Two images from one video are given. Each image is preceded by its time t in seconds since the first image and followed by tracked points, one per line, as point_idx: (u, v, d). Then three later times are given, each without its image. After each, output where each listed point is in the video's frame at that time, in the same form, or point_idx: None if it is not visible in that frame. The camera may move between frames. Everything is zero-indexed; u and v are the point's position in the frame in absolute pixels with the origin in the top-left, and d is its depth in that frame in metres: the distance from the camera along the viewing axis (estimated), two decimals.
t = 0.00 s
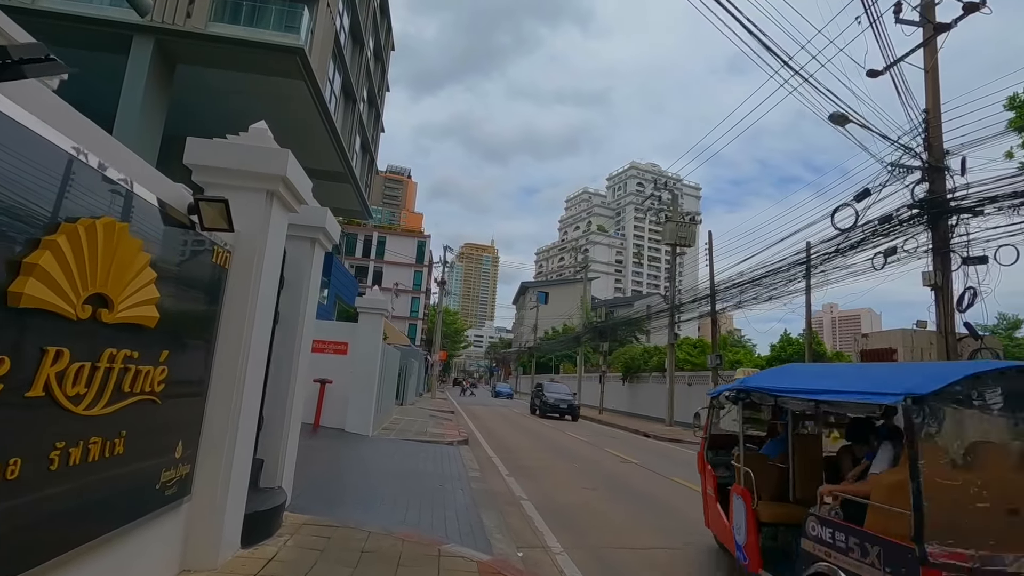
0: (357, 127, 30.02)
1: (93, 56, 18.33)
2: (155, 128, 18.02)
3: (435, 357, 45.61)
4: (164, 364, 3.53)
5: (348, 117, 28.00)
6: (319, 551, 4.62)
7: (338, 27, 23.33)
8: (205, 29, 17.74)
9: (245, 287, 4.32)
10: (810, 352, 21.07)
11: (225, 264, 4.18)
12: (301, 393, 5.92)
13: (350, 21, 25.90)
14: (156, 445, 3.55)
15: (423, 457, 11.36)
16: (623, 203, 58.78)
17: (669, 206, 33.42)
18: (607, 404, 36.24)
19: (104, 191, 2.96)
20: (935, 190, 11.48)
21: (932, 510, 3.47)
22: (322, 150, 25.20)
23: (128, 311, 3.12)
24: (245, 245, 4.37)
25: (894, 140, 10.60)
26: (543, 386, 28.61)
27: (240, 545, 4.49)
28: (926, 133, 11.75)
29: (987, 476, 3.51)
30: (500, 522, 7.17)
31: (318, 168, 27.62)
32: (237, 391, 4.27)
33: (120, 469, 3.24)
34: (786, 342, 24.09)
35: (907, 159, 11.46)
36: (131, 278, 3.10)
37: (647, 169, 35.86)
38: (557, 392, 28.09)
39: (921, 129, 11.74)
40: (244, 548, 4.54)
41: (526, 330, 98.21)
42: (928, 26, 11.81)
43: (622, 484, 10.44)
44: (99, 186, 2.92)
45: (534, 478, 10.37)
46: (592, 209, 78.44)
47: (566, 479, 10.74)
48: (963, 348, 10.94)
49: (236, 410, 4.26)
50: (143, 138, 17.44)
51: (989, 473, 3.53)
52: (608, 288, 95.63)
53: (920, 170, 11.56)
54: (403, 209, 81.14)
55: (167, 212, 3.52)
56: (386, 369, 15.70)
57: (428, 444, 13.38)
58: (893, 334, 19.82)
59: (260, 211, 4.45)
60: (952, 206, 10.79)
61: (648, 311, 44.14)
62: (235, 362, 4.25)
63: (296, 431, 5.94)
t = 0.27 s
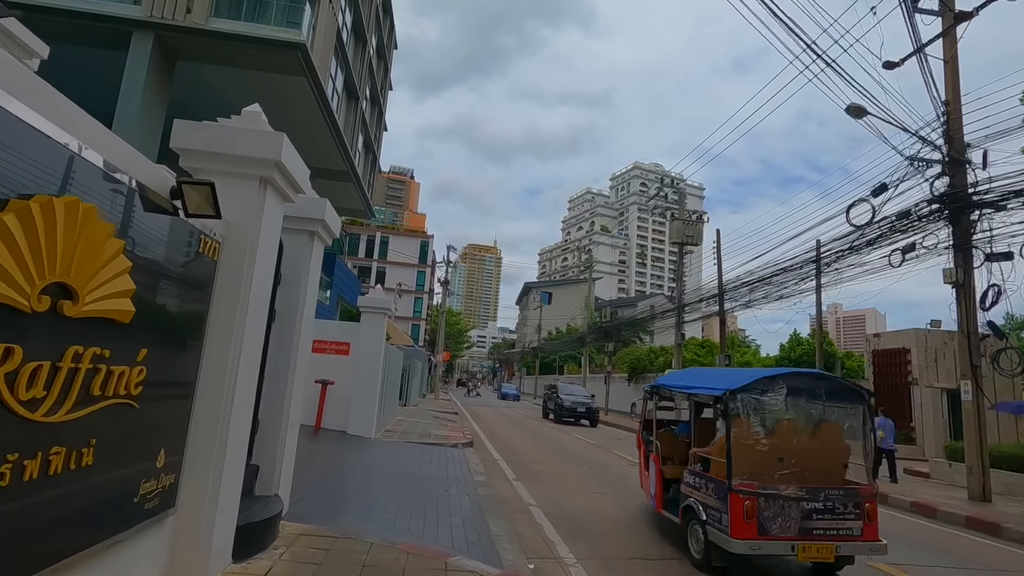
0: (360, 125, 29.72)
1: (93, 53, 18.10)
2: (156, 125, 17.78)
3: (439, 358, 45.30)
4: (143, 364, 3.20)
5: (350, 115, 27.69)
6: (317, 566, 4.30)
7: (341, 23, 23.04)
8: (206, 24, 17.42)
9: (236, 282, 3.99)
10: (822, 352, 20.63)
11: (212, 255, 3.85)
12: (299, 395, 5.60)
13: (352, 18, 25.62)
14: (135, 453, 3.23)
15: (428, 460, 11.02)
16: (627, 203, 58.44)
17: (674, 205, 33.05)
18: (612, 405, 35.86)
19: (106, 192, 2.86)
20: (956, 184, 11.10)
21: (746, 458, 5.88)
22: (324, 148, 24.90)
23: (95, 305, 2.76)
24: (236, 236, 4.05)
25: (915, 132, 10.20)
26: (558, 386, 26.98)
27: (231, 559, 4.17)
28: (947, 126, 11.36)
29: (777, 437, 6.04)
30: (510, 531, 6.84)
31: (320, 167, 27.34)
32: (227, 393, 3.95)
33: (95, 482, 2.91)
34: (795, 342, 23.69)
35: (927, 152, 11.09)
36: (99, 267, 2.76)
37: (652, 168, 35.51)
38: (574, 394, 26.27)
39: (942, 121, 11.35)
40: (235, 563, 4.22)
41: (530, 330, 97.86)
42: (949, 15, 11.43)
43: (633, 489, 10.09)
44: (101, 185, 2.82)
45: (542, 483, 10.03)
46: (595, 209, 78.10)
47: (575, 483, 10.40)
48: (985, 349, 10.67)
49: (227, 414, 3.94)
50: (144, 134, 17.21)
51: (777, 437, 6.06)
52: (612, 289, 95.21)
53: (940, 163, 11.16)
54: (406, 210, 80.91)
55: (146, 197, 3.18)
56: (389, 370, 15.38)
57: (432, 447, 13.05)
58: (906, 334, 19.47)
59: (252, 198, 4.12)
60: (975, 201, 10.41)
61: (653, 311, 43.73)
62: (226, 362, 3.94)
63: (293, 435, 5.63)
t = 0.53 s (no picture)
0: (362, 123, 29.38)
1: (92, 48, 17.85)
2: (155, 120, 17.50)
3: (441, 358, 44.97)
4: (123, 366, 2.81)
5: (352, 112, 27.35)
6: None
7: (342, 19, 22.71)
8: (205, 18, 17.12)
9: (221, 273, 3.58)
10: (834, 352, 20.13)
11: (194, 241, 3.43)
12: (293, 397, 5.21)
13: (354, 14, 25.34)
14: (113, 466, 2.83)
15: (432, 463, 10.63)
16: (631, 201, 58.00)
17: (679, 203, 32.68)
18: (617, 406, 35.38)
19: (107, 191, 2.58)
20: (980, 176, 10.68)
21: (663, 436, 8.40)
22: (326, 144, 24.56)
23: (37, 293, 2.21)
24: (221, 222, 3.63)
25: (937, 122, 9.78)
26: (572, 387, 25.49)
27: None
28: (969, 116, 10.94)
29: (687, 419, 8.59)
30: (520, 542, 6.46)
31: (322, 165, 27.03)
32: (211, 396, 3.55)
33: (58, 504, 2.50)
34: (804, 341, 23.27)
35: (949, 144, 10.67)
36: (39, 245, 2.20)
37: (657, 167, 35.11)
38: (588, 397, 24.74)
39: (964, 112, 10.93)
40: None
41: (533, 331, 97.54)
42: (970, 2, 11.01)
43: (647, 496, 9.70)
44: (101, 184, 2.55)
45: (551, 489, 9.65)
46: (598, 209, 77.76)
47: (585, 488, 10.01)
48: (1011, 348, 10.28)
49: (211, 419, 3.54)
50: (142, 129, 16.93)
51: (686, 419, 8.59)
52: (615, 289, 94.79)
53: (963, 155, 10.73)
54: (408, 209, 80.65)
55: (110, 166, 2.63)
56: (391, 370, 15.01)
57: (436, 449, 12.66)
58: (920, 333, 18.99)
59: (239, 181, 3.71)
60: (1001, 193, 9.98)
61: (657, 311, 43.31)
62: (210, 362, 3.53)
63: (287, 440, 5.24)
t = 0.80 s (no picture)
0: (363, 121, 29.04)
1: (89, 45, 17.54)
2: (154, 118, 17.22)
3: (444, 358, 44.65)
4: (90, 375, 2.45)
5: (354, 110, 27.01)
6: None
7: (343, 15, 22.37)
8: (204, 14, 16.78)
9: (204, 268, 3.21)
10: (845, 353, 19.66)
11: (173, 234, 3.02)
12: (288, 403, 4.84)
13: (355, 11, 25.01)
14: (80, 490, 2.47)
15: (436, 468, 10.25)
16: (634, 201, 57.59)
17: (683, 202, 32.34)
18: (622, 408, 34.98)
19: (107, 190, 2.40)
20: (1004, 171, 10.27)
21: (617, 425, 10.50)
22: (327, 143, 24.25)
23: None
24: (205, 212, 3.26)
25: (961, 113, 9.39)
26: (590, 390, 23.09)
27: None
28: (993, 109, 10.53)
29: (637, 412, 10.76)
30: (530, 557, 6.10)
31: (323, 164, 26.73)
32: (193, 407, 3.16)
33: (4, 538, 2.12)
34: (814, 342, 22.87)
35: (973, 138, 10.27)
36: None
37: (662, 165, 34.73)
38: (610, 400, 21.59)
39: (988, 104, 10.52)
40: None
41: (535, 332, 97.20)
42: None
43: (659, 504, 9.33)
44: (101, 184, 2.37)
45: (560, 497, 9.29)
46: (601, 209, 77.42)
47: (595, 496, 9.63)
48: None
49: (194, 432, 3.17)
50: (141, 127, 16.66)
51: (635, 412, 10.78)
52: (618, 290, 94.36)
53: (986, 149, 10.33)
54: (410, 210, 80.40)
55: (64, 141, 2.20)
56: (393, 373, 14.65)
57: (440, 453, 12.29)
58: (932, 333, 18.57)
59: (224, 167, 3.33)
60: None
61: (662, 311, 42.91)
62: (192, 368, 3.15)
63: (282, 449, 4.87)
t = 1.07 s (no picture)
0: (366, 118, 28.72)
1: (87, 40, 17.24)
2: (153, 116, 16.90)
3: (446, 359, 44.29)
4: (38, 372, 2.07)
5: (356, 107, 26.68)
6: None
7: (345, 10, 22.03)
8: (204, 7, 16.43)
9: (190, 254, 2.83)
10: (858, 352, 19.24)
11: (154, 213, 2.66)
12: (286, 405, 4.50)
13: (357, 6, 24.69)
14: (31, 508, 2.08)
15: (442, 470, 9.92)
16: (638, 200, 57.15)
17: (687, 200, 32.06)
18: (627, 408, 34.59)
19: (107, 187, 2.26)
20: None
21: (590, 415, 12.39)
22: (329, 140, 23.96)
23: None
24: (193, 190, 2.88)
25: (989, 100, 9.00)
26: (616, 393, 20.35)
27: None
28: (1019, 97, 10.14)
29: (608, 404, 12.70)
30: (543, 566, 5.76)
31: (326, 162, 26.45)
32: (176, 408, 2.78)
33: None
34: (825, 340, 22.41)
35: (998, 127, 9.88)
36: None
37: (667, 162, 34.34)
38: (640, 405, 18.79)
39: (1014, 92, 10.13)
40: None
41: (538, 332, 96.85)
42: None
43: (674, 508, 8.98)
44: (102, 182, 2.23)
45: (571, 500, 8.96)
46: (604, 208, 77.11)
47: (607, 500, 9.25)
48: None
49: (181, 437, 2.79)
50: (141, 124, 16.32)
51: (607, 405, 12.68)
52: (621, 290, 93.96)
53: (1012, 139, 9.95)
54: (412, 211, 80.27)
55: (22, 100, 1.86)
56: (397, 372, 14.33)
57: (445, 455, 11.93)
58: (947, 332, 18.16)
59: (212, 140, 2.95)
60: None
61: (667, 310, 42.51)
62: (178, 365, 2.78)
63: (280, 454, 4.53)
